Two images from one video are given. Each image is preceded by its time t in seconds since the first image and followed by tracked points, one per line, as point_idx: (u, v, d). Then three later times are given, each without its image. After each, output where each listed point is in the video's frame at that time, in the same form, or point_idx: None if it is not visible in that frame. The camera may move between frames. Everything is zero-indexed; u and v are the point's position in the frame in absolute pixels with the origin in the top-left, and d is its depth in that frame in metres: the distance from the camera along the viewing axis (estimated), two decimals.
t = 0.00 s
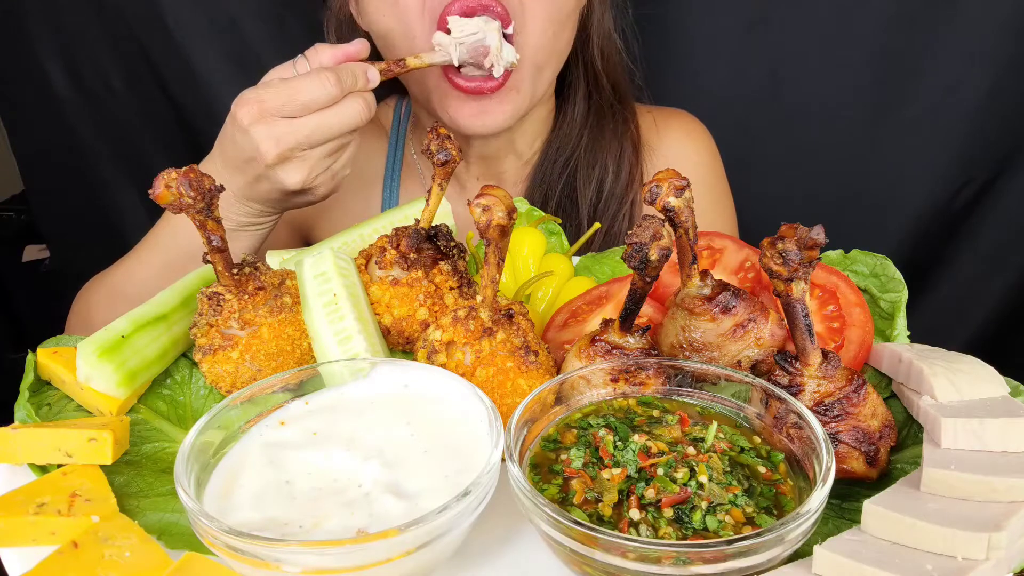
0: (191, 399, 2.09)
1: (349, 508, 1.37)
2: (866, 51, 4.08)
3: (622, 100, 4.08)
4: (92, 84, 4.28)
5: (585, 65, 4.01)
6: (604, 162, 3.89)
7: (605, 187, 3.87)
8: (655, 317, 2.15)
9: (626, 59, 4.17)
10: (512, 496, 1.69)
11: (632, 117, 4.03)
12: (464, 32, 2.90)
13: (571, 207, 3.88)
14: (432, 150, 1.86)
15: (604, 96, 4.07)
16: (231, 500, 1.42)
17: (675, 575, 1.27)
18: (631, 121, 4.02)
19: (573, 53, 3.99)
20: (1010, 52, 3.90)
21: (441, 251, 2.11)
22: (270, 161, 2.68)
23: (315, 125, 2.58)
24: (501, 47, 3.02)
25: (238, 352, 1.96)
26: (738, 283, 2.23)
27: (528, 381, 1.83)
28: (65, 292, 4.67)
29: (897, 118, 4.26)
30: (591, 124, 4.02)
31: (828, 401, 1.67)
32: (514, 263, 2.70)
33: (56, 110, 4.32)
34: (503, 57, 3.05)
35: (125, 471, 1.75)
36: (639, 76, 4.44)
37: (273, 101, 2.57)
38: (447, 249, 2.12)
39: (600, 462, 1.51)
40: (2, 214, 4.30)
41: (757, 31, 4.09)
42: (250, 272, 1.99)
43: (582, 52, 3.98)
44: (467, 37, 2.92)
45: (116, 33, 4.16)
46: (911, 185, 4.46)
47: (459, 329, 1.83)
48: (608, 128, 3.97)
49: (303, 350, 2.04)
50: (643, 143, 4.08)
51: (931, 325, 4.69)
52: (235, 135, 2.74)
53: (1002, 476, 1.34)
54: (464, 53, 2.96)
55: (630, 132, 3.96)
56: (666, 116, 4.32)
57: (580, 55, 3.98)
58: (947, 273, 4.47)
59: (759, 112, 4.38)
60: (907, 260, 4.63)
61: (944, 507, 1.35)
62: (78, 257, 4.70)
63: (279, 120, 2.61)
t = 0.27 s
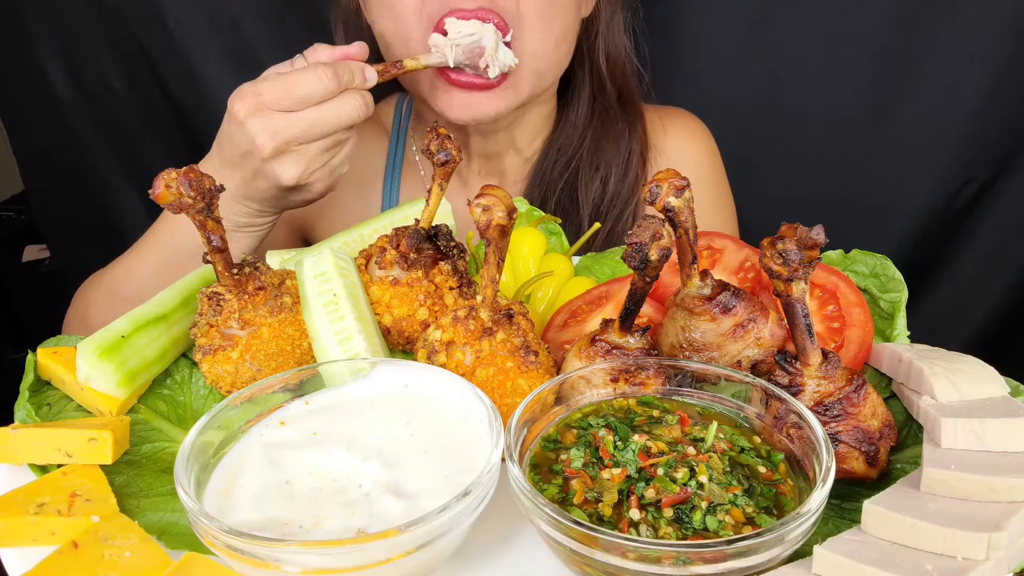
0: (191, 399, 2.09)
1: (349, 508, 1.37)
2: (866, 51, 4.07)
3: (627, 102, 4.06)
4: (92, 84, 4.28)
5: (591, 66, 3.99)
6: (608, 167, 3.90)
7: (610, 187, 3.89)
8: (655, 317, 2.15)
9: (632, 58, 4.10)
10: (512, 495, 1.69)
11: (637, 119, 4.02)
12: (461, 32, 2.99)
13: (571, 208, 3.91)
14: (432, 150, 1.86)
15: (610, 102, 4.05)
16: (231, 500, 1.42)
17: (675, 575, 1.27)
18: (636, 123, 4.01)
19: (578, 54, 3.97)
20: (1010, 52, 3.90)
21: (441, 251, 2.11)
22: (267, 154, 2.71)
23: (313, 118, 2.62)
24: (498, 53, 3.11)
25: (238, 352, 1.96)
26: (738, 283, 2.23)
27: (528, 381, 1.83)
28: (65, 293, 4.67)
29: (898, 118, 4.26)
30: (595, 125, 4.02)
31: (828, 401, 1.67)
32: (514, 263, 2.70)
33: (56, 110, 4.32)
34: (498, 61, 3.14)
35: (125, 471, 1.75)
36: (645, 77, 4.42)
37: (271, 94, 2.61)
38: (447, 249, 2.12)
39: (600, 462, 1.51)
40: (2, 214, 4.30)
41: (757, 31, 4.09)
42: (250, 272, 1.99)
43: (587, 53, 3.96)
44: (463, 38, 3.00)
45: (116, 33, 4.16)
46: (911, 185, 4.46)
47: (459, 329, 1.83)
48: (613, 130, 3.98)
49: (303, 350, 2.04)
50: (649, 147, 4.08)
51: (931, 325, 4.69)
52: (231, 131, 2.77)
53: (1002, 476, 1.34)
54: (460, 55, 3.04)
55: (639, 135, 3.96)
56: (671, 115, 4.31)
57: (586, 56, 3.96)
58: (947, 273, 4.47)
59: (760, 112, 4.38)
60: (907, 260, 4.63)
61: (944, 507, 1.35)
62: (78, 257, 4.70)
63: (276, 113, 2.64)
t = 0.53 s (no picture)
0: (191, 399, 2.09)
1: (349, 508, 1.37)
2: (865, 51, 4.07)
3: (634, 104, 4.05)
4: (92, 84, 4.28)
5: (599, 69, 3.99)
6: (614, 170, 3.90)
7: (616, 189, 3.89)
8: (655, 317, 2.15)
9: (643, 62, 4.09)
10: (512, 495, 1.69)
11: (646, 123, 4.00)
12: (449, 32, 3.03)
13: (576, 211, 3.90)
14: (432, 150, 1.86)
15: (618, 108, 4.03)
16: (231, 500, 1.42)
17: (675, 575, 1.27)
18: (645, 126, 3.99)
19: (585, 56, 3.97)
20: (1010, 52, 3.90)
21: (441, 251, 2.11)
22: (252, 177, 2.69)
23: (299, 141, 2.60)
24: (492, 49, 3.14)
25: (238, 352, 1.96)
26: (738, 283, 2.23)
27: (528, 381, 1.83)
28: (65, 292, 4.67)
29: (898, 118, 4.26)
30: (602, 128, 4.01)
31: (828, 401, 1.67)
32: (514, 263, 2.70)
33: (56, 110, 4.32)
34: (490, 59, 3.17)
35: (125, 471, 1.75)
36: (657, 81, 4.39)
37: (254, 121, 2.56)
38: (447, 249, 2.12)
39: (600, 462, 1.51)
40: (2, 214, 4.30)
41: (757, 32, 4.09)
42: (250, 272, 1.99)
43: (596, 56, 3.97)
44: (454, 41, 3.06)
45: (116, 33, 4.16)
46: (912, 185, 4.46)
47: (459, 329, 1.83)
48: (621, 133, 3.96)
49: (303, 350, 2.04)
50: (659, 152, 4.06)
51: (930, 325, 4.69)
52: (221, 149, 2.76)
53: (1002, 476, 1.34)
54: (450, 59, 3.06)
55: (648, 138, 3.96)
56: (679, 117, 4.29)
57: (594, 59, 3.97)
58: (947, 273, 4.48)
59: (760, 112, 4.38)
60: (907, 260, 4.63)
61: (944, 507, 1.35)
62: (77, 257, 4.70)
63: (262, 135, 2.62)
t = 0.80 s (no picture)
0: (191, 399, 2.09)
1: (349, 507, 1.37)
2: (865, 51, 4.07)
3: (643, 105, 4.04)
4: (91, 84, 4.28)
5: (607, 69, 3.99)
6: (619, 172, 3.90)
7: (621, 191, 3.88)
8: (655, 317, 2.15)
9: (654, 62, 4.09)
10: (512, 495, 1.70)
11: (655, 125, 4.00)
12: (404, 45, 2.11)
13: (580, 212, 3.90)
14: (432, 150, 1.86)
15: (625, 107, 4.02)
16: (231, 500, 1.42)
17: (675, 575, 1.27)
18: (652, 128, 3.99)
19: (594, 56, 3.98)
20: (1010, 52, 3.90)
21: (441, 251, 2.11)
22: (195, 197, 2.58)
23: (232, 165, 2.43)
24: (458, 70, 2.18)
25: (238, 352, 1.96)
26: (738, 283, 2.23)
27: (528, 381, 1.83)
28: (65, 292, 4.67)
29: (898, 118, 4.26)
30: (609, 129, 4.00)
31: (828, 401, 1.67)
32: (514, 263, 2.70)
33: (55, 110, 4.31)
34: (452, 80, 2.17)
35: (125, 471, 1.75)
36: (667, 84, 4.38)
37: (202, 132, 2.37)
38: (447, 249, 2.12)
39: (600, 462, 1.51)
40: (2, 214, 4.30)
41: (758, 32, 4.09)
42: (250, 272, 1.99)
43: (605, 56, 3.97)
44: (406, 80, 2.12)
45: (116, 33, 4.15)
46: (912, 184, 4.46)
47: (459, 329, 1.83)
48: (627, 134, 3.96)
49: (303, 350, 2.04)
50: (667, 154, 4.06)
51: (930, 325, 4.69)
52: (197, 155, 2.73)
53: (1002, 476, 1.34)
54: (398, 79, 2.08)
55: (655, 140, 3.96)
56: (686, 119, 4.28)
57: (601, 59, 3.98)
58: (946, 273, 4.48)
59: (760, 112, 4.38)
60: (907, 260, 4.63)
61: (944, 507, 1.35)
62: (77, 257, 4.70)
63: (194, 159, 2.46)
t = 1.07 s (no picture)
0: (191, 399, 2.09)
1: (349, 507, 1.37)
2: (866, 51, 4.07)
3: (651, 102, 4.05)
4: (91, 84, 4.27)
5: (612, 68, 3.99)
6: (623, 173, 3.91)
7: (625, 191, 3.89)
8: (655, 317, 2.15)
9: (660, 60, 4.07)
10: (512, 495, 1.70)
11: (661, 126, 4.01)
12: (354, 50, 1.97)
13: (583, 211, 3.91)
14: (432, 150, 1.86)
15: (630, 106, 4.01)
16: (231, 500, 1.42)
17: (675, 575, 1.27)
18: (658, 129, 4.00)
19: (599, 55, 3.97)
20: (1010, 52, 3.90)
21: (441, 251, 2.12)
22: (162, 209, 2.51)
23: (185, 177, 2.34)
24: (410, 78, 2.00)
25: (238, 352, 1.96)
26: (738, 283, 2.23)
27: (528, 381, 1.83)
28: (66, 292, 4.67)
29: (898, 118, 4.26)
30: (614, 129, 3.98)
31: (828, 401, 1.67)
32: (514, 263, 2.70)
33: (55, 110, 4.31)
34: (403, 88, 2.00)
35: (125, 471, 1.75)
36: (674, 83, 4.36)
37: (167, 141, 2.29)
38: (447, 249, 2.13)
39: (600, 462, 1.51)
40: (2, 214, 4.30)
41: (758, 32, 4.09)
42: (249, 272, 1.99)
43: (610, 55, 3.97)
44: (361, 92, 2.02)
45: (116, 33, 4.15)
46: (913, 184, 4.46)
47: (459, 329, 1.83)
48: (631, 134, 3.96)
49: (303, 350, 2.04)
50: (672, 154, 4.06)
51: (930, 325, 4.69)
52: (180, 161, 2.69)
53: (1002, 476, 1.34)
54: (349, 88, 1.99)
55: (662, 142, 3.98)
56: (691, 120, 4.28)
57: (606, 58, 3.97)
58: (946, 273, 4.48)
59: (760, 112, 4.38)
60: (907, 260, 4.63)
61: (944, 507, 1.35)
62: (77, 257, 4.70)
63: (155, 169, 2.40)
